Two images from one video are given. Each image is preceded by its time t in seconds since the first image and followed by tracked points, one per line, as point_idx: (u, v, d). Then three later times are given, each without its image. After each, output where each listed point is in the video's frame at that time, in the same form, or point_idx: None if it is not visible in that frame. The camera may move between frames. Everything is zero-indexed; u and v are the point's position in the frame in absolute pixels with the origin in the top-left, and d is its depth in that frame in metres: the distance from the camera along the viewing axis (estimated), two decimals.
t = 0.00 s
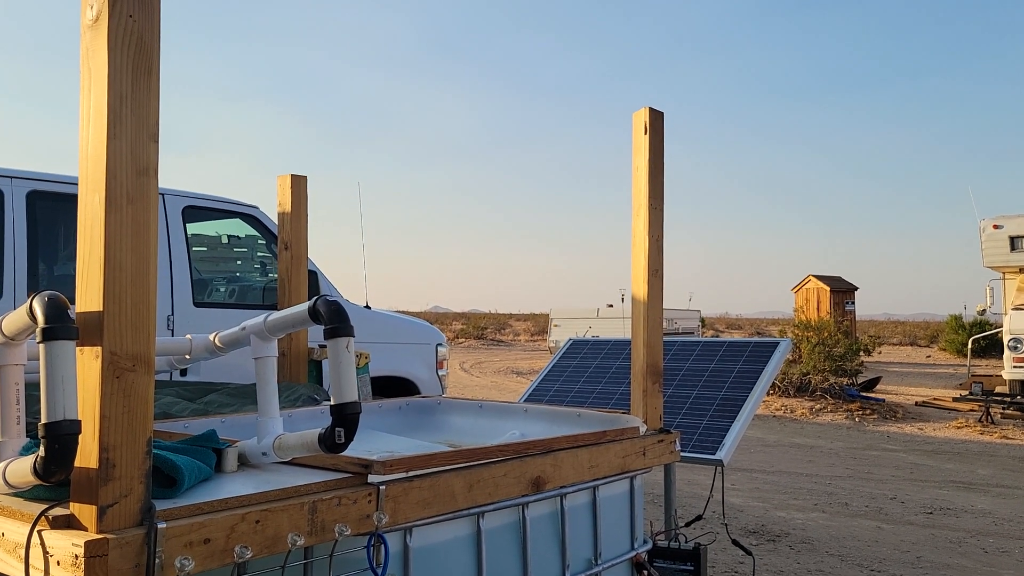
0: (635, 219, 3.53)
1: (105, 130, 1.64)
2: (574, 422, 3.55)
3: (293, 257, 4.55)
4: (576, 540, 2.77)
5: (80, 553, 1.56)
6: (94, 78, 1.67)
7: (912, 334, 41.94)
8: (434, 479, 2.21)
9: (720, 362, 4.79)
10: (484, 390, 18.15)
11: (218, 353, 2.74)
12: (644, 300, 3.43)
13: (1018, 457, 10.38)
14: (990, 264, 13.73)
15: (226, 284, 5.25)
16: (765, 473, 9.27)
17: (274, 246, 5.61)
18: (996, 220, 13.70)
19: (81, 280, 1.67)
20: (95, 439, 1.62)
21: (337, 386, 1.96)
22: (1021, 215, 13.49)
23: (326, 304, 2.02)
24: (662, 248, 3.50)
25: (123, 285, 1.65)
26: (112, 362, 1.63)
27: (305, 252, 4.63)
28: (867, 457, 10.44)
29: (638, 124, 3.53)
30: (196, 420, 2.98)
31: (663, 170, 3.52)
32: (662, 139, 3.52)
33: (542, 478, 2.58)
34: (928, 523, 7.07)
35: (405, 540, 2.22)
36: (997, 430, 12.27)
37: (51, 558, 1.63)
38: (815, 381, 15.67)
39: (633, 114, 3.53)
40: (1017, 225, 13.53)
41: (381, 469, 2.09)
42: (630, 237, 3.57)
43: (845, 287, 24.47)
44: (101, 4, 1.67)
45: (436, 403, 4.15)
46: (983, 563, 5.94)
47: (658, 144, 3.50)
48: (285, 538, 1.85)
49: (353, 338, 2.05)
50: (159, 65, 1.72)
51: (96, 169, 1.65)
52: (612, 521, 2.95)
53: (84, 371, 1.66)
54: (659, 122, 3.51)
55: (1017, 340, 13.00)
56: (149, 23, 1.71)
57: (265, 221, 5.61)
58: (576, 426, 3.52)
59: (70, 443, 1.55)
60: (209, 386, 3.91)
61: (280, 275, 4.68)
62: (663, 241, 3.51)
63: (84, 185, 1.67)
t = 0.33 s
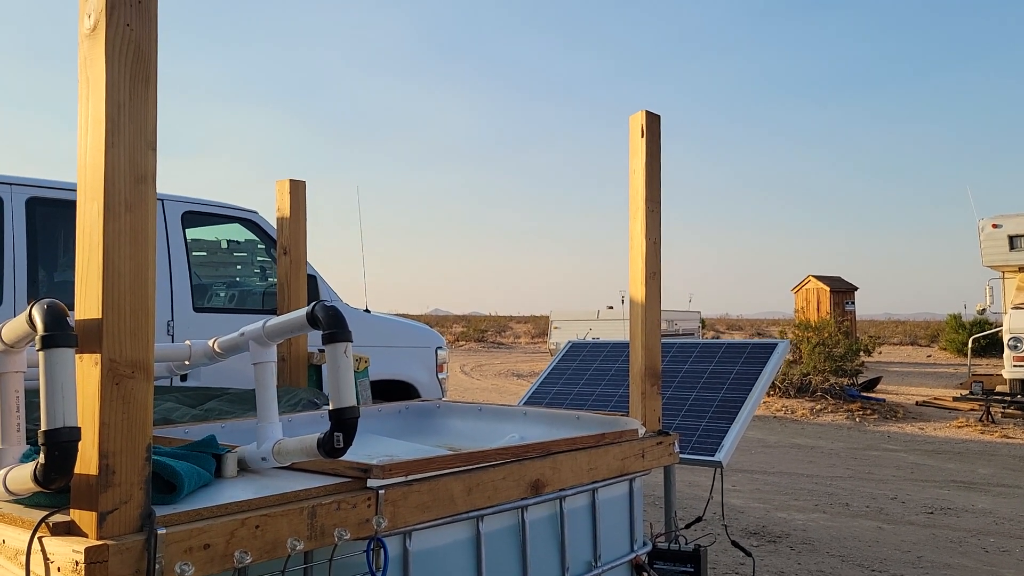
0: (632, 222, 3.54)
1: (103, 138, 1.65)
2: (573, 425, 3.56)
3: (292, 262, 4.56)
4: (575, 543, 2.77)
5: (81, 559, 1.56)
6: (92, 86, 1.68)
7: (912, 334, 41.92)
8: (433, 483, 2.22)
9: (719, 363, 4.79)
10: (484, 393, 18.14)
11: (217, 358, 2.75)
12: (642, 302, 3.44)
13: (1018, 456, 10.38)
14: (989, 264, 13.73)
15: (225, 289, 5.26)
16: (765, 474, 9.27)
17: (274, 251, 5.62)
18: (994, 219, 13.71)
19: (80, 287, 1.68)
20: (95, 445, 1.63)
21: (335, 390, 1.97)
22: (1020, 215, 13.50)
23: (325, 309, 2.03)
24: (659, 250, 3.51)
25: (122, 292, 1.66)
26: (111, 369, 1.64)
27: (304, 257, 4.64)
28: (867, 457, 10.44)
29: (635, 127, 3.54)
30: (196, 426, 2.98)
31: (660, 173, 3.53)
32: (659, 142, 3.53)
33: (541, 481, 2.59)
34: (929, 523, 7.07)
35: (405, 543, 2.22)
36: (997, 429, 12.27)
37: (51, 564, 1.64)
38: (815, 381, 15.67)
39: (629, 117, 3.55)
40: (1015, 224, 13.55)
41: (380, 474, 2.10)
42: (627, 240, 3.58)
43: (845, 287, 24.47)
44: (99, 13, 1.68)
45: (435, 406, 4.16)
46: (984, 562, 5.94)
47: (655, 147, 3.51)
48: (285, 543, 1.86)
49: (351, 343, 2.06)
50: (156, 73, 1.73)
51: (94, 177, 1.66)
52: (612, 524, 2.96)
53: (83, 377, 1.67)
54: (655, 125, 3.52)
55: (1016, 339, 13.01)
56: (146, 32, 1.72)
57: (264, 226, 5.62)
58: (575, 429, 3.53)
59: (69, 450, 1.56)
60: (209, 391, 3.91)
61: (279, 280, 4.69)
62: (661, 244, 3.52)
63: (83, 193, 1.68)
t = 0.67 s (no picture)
0: (632, 223, 3.55)
1: (104, 141, 1.66)
2: (574, 426, 3.57)
3: (293, 265, 4.57)
4: (576, 544, 2.78)
5: (84, 561, 1.57)
6: (93, 90, 1.69)
7: (913, 334, 41.88)
8: (434, 485, 2.22)
9: (720, 365, 4.80)
10: (485, 396, 18.13)
11: (218, 361, 2.75)
12: (642, 303, 3.45)
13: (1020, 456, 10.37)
14: (990, 264, 13.73)
15: (226, 292, 5.27)
16: (766, 475, 9.26)
17: (274, 253, 5.63)
18: (995, 220, 13.71)
19: (81, 290, 1.69)
20: (97, 447, 1.64)
21: (336, 392, 1.97)
22: (1020, 215, 13.50)
23: (325, 311, 2.04)
24: (659, 252, 3.52)
25: (124, 294, 1.66)
26: (113, 372, 1.65)
27: (305, 259, 4.64)
28: (869, 458, 10.43)
29: (634, 129, 3.55)
30: (198, 428, 2.99)
31: (659, 174, 3.54)
32: (658, 143, 3.53)
33: (542, 482, 2.59)
34: (930, 523, 7.07)
35: (406, 545, 2.23)
36: (999, 429, 12.26)
37: (54, 566, 1.65)
38: (817, 383, 15.67)
39: (629, 119, 3.55)
40: (1015, 224, 13.55)
41: (381, 475, 2.11)
42: (627, 241, 3.58)
43: (846, 288, 24.46)
44: (99, 17, 1.69)
45: (436, 408, 4.16)
46: (986, 563, 5.93)
47: (655, 148, 3.52)
48: (286, 544, 1.87)
49: (352, 345, 2.07)
50: (157, 77, 1.74)
51: (96, 180, 1.67)
52: (613, 525, 2.96)
53: (85, 380, 1.67)
54: (655, 126, 3.53)
55: (1017, 340, 12.99)
56: (147, 34, 1.73)
57: (265, 228, 5.63)
58: (576, 430, 3.53)
59: (72, 452, 1.56)
60: (210, 394, 3.92)
61: (279, 283, 4.70)
62: (660, 245, 3.53)
63: (84, 196, 1.69)
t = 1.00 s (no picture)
0: (629, 226, 3.55)
1: (100, 148, 1.66)
2: (571, 429, 3.57)
3: (291, 269, 4.57)
4: (574, 547, 2.78)
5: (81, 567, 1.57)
6: (90, 96, 1.69)
7: (912, 336, 41.92)
8: (432, 489, 2.22)
9: (718, 367, 4.80)
10: (484, 399, 18.13)
11: (215, 366, 2.76)
12: (640, 306, 3.45)
13: (1019, 457, 10.37)
14: (988, 265, 13.75)
15: (224, 296, 5.27)
16: (765, 477, 9.26)
17: (272, 258, 5.62)
18: (992, 221, 13.73)
19: (77, 297, 1.69)
20: (94, 453, 1.64)
21: (333, 397, 1.97)
22: (1018, 216, 13.53)
23: (322, 316, 2.04)
24: (656, 255, 3.52)
25: (121, 299, 1.67)
26: (110, 377, 1.65)
27: (303, 264, 4.65)
28: (867, 460, 10.44)
29: (631, 132, 3.55)
30: (196, 433, 2.99)
31: (656, 177, 3.55)
32: (655, 147, 3.54)
33: (540, 485, 2.60)
34: (929, 524, 7.07)
35: (403, 549, 2.22)
36: (997, 430, 12.27)
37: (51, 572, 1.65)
38: (815, 384, 15.69)
39: (626, 122, 3.56)
40: (1013, 226, 13.58)
41: (379, 479, 2.11)
42: (624, 244, 3.59)
43: (845, 290, 24.48)
44: (95, 23, 1.69)
45: (434, 412, 4.16)
46: (984, 564, 5.93)
47: (651, 151, 3.52)
48: (283, 549, 1.87)
49: (349, 349, 2.07)
50: (153, 83, 1.75)
51: (92, 186, 1.67)
52: (611, 528, 2.97)
53: (82, 387, 1.67)
54: (651, 129, 3.54)
55: (1016, 341, 13.01)
56: (143, 41, 1.74)
57: (262, 233, 5.63)
58: (574, 434, 3.53)
59: (68, 458, 1.56)
60: (208, 398, 3.92)
61: (277, 287, 4.70)
62: (657, 248, 3.53)
63: (81, 202, 1.69)
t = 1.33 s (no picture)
0: (623, 230, 3.55)
1: (89, 155, 1.65)
2: (567, 434, 3.56)
3: (285, 275, 4.56)
4: (570, 553, 2.77)
5: None
6: (78, 103, 1.68)
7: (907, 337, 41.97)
8: (426, 495, 2.21)
9: (713, 370, 4.80)
10: (481, 403, 18.09)
11: (208, 373, 2.75)
12: (634, 310, 3.45)
13: (1015, 458, 10.38)
14: (983, 267, 13.77)
15: (219, 303, 5.25)
16: (762, 480, 9.25)
17: (267, 264, 5.61)
18: (986, 222, 13.76)
19: (67, 305, 1.68)
20: (84, 462, 1.62)
21: (325, 404, 1.96)
22: (1012, 217, 13.55)
23: (314, 322, 2.03)
24: (650, 258, 3.52)
25: (110, 307, 1.66)
26: (100, 386, 1.64)
27: (297, 270, 4.63)
28: (864, 461, 10.44)
29: (624, 135, 3.55)
30: (189, 440, 2.98)
31: (650, 181, 3.55)
32: (648, 150, 3.54)
33: (535, 490, 2.59)
34: (926, 526, 7.07)
35: (398, 556, 2.21)
36: (993, 432, 12.28)
37: None
38: (812, 387, 15.69)
39: (619, 126, 3.56)
40: (1007, 227, 13.60)
41: (372, 486, 2.10)
42: (618, 248, 3.58)
43: (840, 292, 24.50)
44: (83, 30, 1.68)
45: (430, 417, 4.15)
46: (981, 565, 5.93)
47: (645, 155, 3.52)
48: (276, 557, 1.86)
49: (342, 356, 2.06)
50: (142, 90, 1.74)
51: (81, 193, 1.66)
52: (607, 532, 2.95)
53: (72, 395, 1.66)
54: (645, 133, 3.54)
55: (1011, 342, 13.04)
56: (132, 47, 1.73)
57: (257, 239, 5.62)
58: (569, 438, 3.52)
59: (58, 467, 1.55)
60: (202, 406, 3.90)
61: (271, 294, 4.69)
62: (651, 252, 3.53)
63: (69, 209, 1.68)
